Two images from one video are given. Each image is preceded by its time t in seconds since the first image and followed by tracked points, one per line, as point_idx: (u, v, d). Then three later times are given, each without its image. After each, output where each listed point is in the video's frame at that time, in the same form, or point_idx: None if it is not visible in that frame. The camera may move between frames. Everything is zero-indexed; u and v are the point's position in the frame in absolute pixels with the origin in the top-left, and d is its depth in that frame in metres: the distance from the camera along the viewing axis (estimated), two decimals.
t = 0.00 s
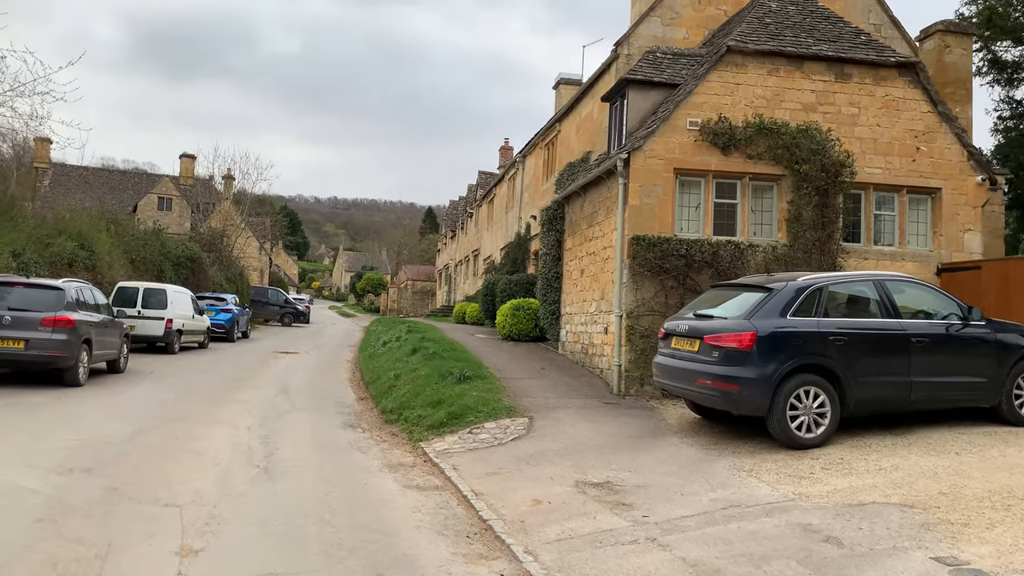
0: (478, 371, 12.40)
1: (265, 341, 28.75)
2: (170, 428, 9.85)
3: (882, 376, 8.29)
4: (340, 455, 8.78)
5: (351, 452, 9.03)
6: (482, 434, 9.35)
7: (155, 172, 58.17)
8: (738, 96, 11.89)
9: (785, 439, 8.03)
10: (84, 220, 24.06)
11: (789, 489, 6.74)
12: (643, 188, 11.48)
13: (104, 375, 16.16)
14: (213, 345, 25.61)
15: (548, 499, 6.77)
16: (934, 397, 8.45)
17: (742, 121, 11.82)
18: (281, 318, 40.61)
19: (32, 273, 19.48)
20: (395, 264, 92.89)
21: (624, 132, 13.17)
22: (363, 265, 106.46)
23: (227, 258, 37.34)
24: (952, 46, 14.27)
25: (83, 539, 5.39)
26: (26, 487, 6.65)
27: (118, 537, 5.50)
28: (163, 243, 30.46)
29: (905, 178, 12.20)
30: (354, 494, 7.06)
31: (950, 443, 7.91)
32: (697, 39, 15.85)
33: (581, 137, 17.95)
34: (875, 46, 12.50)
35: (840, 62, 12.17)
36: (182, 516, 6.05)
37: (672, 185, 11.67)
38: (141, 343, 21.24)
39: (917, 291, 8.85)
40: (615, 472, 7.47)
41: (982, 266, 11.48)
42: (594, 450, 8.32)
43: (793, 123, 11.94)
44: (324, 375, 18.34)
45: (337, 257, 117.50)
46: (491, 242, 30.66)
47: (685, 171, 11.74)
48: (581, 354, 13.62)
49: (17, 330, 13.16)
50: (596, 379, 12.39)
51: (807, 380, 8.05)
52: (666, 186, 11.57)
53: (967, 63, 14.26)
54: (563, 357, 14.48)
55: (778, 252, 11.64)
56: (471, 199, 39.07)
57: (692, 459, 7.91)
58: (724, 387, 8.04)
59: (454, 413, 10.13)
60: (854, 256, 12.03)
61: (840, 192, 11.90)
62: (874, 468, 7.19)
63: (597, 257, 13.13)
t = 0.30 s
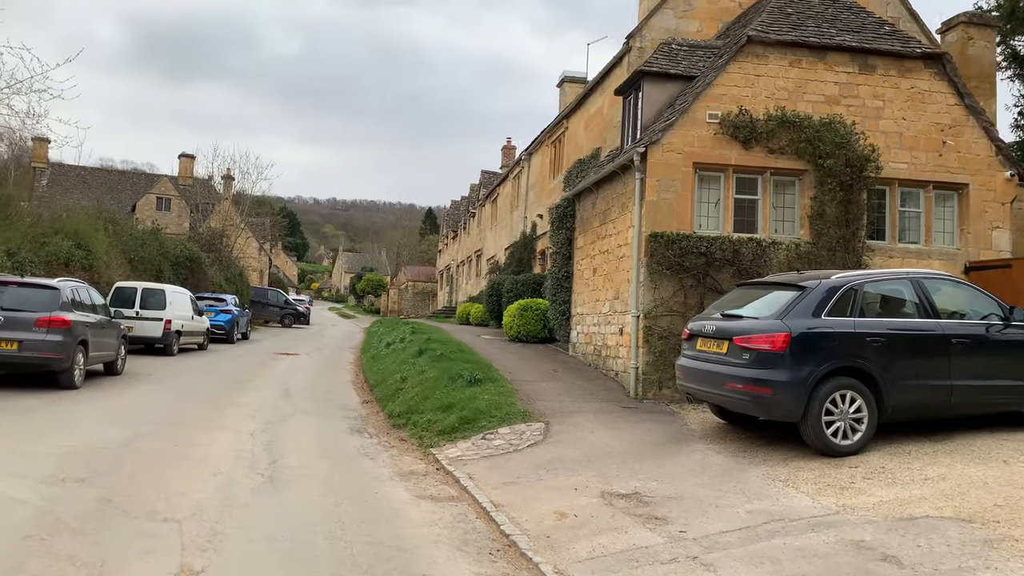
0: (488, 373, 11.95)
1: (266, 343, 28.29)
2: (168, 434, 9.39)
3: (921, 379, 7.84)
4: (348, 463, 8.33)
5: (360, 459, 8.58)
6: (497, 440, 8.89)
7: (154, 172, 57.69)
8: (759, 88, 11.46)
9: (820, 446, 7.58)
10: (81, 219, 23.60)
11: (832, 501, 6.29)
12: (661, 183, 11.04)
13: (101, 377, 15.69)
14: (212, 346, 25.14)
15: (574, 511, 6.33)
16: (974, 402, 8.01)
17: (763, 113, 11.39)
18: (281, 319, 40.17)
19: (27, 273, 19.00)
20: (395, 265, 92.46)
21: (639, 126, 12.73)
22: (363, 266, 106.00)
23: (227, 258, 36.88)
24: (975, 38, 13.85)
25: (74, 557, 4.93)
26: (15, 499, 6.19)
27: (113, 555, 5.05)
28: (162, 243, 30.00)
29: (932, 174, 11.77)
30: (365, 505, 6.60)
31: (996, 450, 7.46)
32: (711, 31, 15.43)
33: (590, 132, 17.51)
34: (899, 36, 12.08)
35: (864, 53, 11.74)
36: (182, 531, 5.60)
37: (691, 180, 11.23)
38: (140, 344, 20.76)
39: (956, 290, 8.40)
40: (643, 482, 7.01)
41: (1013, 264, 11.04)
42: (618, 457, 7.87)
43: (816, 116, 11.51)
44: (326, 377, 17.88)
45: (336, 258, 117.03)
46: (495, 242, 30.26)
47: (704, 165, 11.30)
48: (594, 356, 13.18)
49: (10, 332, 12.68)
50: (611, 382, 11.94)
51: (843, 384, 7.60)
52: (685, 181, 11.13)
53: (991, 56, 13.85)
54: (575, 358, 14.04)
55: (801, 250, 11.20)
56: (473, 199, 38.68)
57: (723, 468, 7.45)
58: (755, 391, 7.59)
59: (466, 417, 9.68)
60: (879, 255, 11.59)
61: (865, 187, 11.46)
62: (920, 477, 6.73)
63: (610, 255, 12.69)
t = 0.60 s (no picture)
0: (499, 377, 11.50)
1: (267, 344, 27.84)
2: (167, 442, 8.94)
3: (963, 386, 7.40)
4: (356, 474, 7.89)
5: (369, 470, 8.13)
6: (513, 449, 8.45)
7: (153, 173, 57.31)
8: (781, 81, 11.02)
9: (859, 458, 7.13)
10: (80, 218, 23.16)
11: (881, 519, 5.83)
12: (681, 180, 10.59)
13: (98, 381, 15.25)
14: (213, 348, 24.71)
15: (602, 529, 5.89)
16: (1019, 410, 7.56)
17: (786, 108, 10.96)
18: (281, 320, 39.73)
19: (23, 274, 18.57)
20: (395, 266, 92.00)
21: (655, 121, 12.30)
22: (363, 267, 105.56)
23: (227, 259, 36.44)
24: (1000, 31, 13.40)
25: None
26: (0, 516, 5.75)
27: None
28: (161, 243, 29.56)
29: (960, 170, 11.33)
30: (376, 522, 6.16)
31: None
32: (727, 25, 15.00)
33: (601, 129, 17.07)
34: (925, 28, 11.65)
35: (890, 45, 11.30)
36: (180, 554, 5.15)
37: (711, 177, 10.78)
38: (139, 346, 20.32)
39: (998, 292, 7.96)
40: (673, 496, 6.57)
41: None
42: (643, 468, 7.43)
43: (841, 110, 11.07)
44: (329, 380, 17.45)
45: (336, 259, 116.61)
46: (499, 242, 29.80)
47: (725, 161, 10.87)
48: (608, 360, 12.75)
49: (4, 334, 12.22)
50: (627, 386, 11.50)
51: (883, 391, 7.15)
52: (705, 178, 10.68)
53: (1017, 49, 13.39)
54: (586, 362, 13.60)
55: (826, 249, 10.75)
56: (477, 199, 38.25)
57: (756, 480, 7.00)
58: (789, 399, 7.16)
59: (478, 425, 9.23)
60: (906, 254, 11.15)
61: (892, 184, 11.02)
62: (972, 492, 6.27)
63: (625, 255, 12.24)
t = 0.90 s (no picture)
0: (514, 382, 11.03)
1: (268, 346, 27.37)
2: (168, 451, 8.48)
3: (1017, 393, 6.94)
4: (369, 485, 7.42)
5: (382, 481, 7.65)
6: (534, 459, 7.98)
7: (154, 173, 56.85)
8: (809, 73, 10.56)
9: (909, 470, 6.64)
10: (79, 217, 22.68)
11: (945, 539, 5.36)
12: (705, 175, 10.12)
13: (96, 384, 14.78)
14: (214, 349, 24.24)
15: (641, 549, 5.42)
16: None
17: (814, 100, 10.49)
18: (283, 321, 39.24)
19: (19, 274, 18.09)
20: (396, 267, 91.53)
21: (675, 115, 11.84)
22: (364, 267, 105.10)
23: (227, 259, 35.98)
24: None
25: None
26: None
27: None
28: (161, 243, 29.09)
29: (995, 166, 10.86)
30: (395, 541, 5.69)
31: None
32: (745, 17, 14.55)
33: (613, 125, 16.61)
34: (958, 18, 11.20)
35: (922, 35, 10.83)
36: None
37: (736, 172, 10.31)
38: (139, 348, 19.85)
39: None
40: (713, 512, 6.11)
41: None
42: (676, 481, 6.96)
43: (871, 103, 10.61)
44: (334, 383, 16.98)
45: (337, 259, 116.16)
46: (505, 242, 29.34)
47: (751, 156, 10.41)
48: (625, 363, 12.27)
49: None
50: (647, 391, 11.03)
51: (934, 398, 6.68)
52: (730, 173, 10.22)
53: None
54: (602, 365, 13.13)
55: (856, 248, 10.28)
56: (481, 198, 37.78)
57: (800, 495, 6.53)
58: (833, 407, 6.68)
59: (496, 432, 8.75)
60: (940, 253, 10.68)
61: (924, 180, 10.56)
62: None
63: (644, 254, 11.77)
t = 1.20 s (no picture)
0: (532, 387, 10.58)
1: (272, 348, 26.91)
2: (174, 460, 8.03)
3: None
4: (388, 499, 6.97)
5: (401, 493, 7.20)
6: (561, 470, 7.53)
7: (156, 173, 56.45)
8: (842, 64, 10.11)
9: (970, 484, 6.20)
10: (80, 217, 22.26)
11: None
12: (734, 170, 9.67)
13: (97, 387, 14.34)
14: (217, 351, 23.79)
15: (691, 573, 4.98)
16: None
17: (847, 93, 10.05)
18: (286, 323, 38.78)
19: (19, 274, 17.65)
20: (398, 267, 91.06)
21: (698, 109, 11.39)
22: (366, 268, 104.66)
23: (230, 259, 35.54)
24: None
25: None
26: None
27: None
28: (164, 243, 28.66)
29: None
30: (422, 563, 5.23)
31: None
32: (767, 9, 14.11)
33: (629, 121, 16.16)
34: (994, 8, 10.76)
35: (959, 25, 10.39)
36: None
37: (767, 167, 9.86)
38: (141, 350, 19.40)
39: None
40: (763, 531, 5.66)
41: None
42: (717, 496, 6.52)
43: (906, 95, 10.16)
44: (341, 386, 16.54)
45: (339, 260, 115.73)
46: (512, 243, 28.89)
47: (781, 151, 9.96)
48: (646, 367, 11.83)
49: None
50: (672, 397, 10.58)
51: (995, 407, 6.25)
52: (760, 168, 9.77)
53: None
54: (621, 369, 12.68)
55: (892, 247, 9.84)
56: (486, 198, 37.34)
57: (853, 511, 6.07)
58: (886, 416, 6.23)
59: (518, 441, 8.30)
60: (978, 253, 10.23)
61: (962, 176, 10.12)
62: None
63: (667, 253, 11.32)
